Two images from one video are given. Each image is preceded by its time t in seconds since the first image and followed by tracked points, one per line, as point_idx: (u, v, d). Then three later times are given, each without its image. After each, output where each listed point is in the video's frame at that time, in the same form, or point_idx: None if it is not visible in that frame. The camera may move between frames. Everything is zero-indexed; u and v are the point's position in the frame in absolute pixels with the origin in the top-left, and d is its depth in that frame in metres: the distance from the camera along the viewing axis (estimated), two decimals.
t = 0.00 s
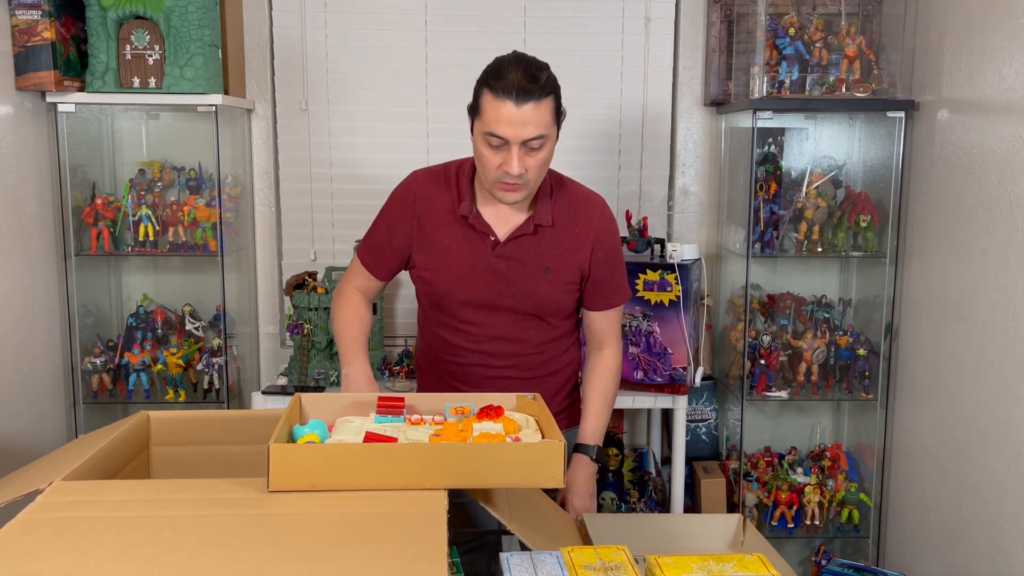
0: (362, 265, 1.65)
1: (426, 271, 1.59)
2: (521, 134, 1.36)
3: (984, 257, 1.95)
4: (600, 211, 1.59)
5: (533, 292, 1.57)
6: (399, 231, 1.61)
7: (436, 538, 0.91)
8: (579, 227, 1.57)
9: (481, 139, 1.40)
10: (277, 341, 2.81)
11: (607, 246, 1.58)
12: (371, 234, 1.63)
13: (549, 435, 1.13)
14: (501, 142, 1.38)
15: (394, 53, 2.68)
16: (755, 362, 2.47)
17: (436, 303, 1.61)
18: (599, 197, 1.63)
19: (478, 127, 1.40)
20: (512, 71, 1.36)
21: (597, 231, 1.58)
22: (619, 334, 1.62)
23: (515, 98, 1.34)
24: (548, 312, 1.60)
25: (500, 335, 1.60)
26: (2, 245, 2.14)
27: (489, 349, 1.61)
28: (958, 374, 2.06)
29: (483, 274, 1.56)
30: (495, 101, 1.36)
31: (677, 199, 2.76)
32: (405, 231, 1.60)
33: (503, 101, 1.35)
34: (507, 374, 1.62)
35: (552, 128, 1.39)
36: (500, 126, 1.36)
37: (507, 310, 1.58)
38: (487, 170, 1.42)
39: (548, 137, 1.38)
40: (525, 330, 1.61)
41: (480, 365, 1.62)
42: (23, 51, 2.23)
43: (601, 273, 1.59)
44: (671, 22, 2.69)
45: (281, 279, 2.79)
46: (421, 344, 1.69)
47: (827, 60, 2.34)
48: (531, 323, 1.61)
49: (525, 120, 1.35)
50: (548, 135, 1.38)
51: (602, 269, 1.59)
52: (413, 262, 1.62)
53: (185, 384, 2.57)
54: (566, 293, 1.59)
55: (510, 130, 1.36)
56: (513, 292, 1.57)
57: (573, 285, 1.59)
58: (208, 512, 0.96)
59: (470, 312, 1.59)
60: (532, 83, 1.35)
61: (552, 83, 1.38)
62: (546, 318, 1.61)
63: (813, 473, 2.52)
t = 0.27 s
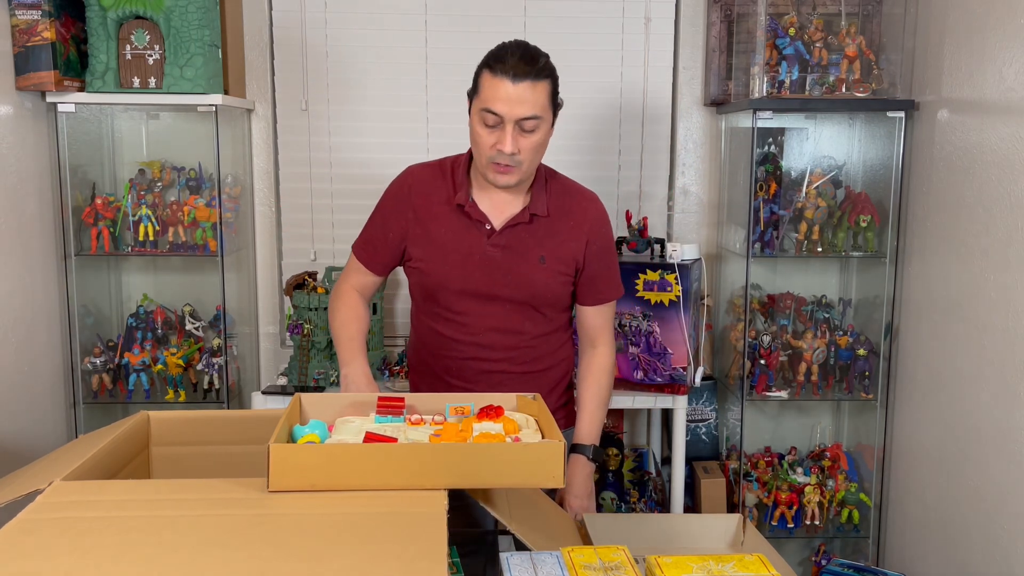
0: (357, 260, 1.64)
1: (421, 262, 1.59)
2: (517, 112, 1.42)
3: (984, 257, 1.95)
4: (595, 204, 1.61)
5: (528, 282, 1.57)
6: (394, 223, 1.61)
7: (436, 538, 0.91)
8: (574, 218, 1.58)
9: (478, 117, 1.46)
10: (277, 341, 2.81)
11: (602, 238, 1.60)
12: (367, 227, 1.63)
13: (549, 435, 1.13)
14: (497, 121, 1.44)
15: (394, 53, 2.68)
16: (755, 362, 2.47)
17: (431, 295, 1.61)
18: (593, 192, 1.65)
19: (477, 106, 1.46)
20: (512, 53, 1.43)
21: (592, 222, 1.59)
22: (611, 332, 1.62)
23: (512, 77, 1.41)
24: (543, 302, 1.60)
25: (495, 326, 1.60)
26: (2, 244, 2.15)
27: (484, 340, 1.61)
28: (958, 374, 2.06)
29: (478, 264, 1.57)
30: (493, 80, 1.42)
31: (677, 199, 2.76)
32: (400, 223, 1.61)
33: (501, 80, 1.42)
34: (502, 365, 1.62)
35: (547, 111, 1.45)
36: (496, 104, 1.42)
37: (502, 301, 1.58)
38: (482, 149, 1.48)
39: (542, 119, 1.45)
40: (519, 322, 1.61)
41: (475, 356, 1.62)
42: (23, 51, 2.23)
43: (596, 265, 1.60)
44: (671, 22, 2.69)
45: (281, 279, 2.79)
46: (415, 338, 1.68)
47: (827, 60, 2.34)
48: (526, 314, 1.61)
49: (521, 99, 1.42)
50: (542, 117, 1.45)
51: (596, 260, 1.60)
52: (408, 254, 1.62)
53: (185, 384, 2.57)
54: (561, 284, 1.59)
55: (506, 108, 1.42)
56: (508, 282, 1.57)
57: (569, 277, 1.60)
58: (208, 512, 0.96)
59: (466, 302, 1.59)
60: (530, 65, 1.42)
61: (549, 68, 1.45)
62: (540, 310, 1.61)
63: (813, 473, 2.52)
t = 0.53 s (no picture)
0: (354, 261, 1.65)
1: (417, 258, 1.60)
2: (498, 102, 1.46)
3: (984, 257, 1.95)
4: (586, 193, 1.63)
5: (525, 271, 1.58)
6: (389, 221, 1.62)
7: (436, 538, 0.91)
8: (567, 207, 1.60)
9: (462, 109, 1.50)
10: (278, 341, 2.81)
11: (594, 226, 1.62)
12: (363, 228, 1.64)
13: (549, 435, 1.13)
14: (480, 111, 1.48)
15: (394, 53, 2.67)
16: (754, 362, 2.47)
17: (428, 291, 1.61)
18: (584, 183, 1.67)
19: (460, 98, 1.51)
20: (492, 45, 1.47)
21: (584, 210, 1.61)
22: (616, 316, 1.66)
23: (493, 68, 1.45)
24: (541, 293, 1.60)
25: (493, 318, 1.60)
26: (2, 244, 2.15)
27: (483, 333, 1.61)
28: (959, 374, 2.06)
29: (474, 256, 1.57)
30: (474, 72, 1.47)
31: (677, 199, 2.76)
32: (394, 221, 1.62)
33: (482, 71, 1.46)
34: (502, 358, 1.62)
35: (529, 100, 1.49)
36: (478, 95, 1.46)
37: (499, 293, 1.59)
38: (466, 142, 1.51)
39: (524, 108, 1.48)
40: (517, 314, 1.61)
41: (475, 350, 1.62)
42: (23, 51, 2.24)
43: (591, 252, 1.62)
44: (671, 22, 2.69)
45: (281, 279, 2.79)
46: (413, 338, 1.68)
47: (827, 60, 2.34)
48: (524, 306, 1.61)
49: (502, 89, 1.46)
50: (524, 105, 1.48)
51: (591, 247, 1.62)
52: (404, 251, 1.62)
53: (185, 384, 2.57)
54: (558, 273, 1.60)
55: (488, 97, 1.46)
56: (505, 273, 1.58)
57: (564, 266, 1.61)
58: (208, 512, 0.96)
59: (463, 296, 1.59)
60: (510, 56, 1.47)
61: (530, 59, 1.49)
62: (539, 300, 1.61)
63: (813, 473, 2.52)
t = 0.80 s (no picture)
0: (355, 264, 1.66)
1: (417, 256, 1.60)
2: (487, 94, 1.49)
3: (985, 257, 1.95)
4: (581, 185, 1.65)
5: (524, 264, 1.58)
6: (387, 220, 1.63)
7: (435, 538, 0.91)
8: (563, 199, 1.62)
9: (453, 104, 1.54)
10: (277, 341, 2.80)
11: (591, 217, 1.63)
12: (362, 230, 1.66)
13: (549, 435, 1.13)
14: (470, 104, 1.51)
15: (394, 53, 2.68)
16: (755, 361, 2.47)
17: (428, 289, 1.61)
18: (578, 177, 1.68)
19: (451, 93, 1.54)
20: (479, 40, 1.51)
21: (580, 201, 1.63)
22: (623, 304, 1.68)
23: (481, 61, 1.49)
24: (541, 285, 1.60)
25: (495, 313, 1.60)
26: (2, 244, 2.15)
27: (484, 329, 1.60)
28: (959, 374, 2.05)
29: (473, 250, 1.58)
30: (463, 66, 1.50)
31: (677, 199, 2.76)
32: (393, 220, 1.63)
33: (471, 65, 1.50)
34: (504, 353, 1.62)
35: (518, 91, 1.53)
36: (468, 88, 1.50)
37: (500, 286, 1.59)
38: (459, 136, 1.54)
39: (514, 99, 1.52)
40: (519, 308, 1.61)
41: (476, 347, 1.61)
42: (23, 51, 2.24)
43: (589, 242, 1.63)
44: (671, 22, 2.69)
45: (281, 279, 2.79)
46: (415, 338, 1.68)
47: (827, 60, 2.34)
48: (525, 300, 1.61)
49: (491, 81, 1.49)
50: (514, 96, 1.52)
51: (589, 238, 1.63)
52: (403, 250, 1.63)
53: (185, 384, 2.57)
54: (557, 265, 1.60)
55: (477, 90, 1.49)
56: (504, 266, 1.58)
57: (563, 258, 1.62)
58: (208, 512, 0.96)
59: (463, 292, 1.59)
60: (498, 48, 1.50)
61: (518, 51, 1.53)
62: (539, 294, 1.61)
63: (814, 473, 2.52)
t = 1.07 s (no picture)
0: (355, 264, 1.66)
1: (416, 255, 1.60)
2: (485, 93, 1.50)
3: (984, 257, 1.95)
4: (580, 184, 1.65)
5: (523, 263, 1.58)
6: (387, 220, 1.63)
7: (435, 538, 0.91)
8: (562, 199, 1.62)
9: (451, 104, 1.54)
10: (277, 341, 2.80)
11: (590, 216, 1.63)
12: (362, 231, 1.66)
13: (549, 435, 1.13)
14: (468, 104, 1.52)
15: (394, 53, 2.68)
16: (755, 362, 2.47)
17: (427, 288, 1.61)
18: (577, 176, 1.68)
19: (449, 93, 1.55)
20: (476, 39, 1.52)
21: (579, 200, 1.63)
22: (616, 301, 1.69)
23: (478, 60, 1.49)
24: (540, 285, 1.60)
25: (494, 313, 1.60)
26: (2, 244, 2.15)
27: (484, 328, 1.60)
28: (959, 374, 2.06)
29: (472, 249, 1.58)
30: (461, 66, 1.51)
31: (677, 199, 2.76)
32: (393, 219, 1.63)
33: (469, 64, 1.50)
34: (504, 353, 1.62)
35: (516, 91, 1.53)
36: (466, 87, 1.51)
37: (499, 286, 1.59)
38: (458, 136, 1.55)
39: (511, 98, 1.52)
40: (519, 308, 1.61)
41: (476, 346, 1.61)
42: (23, 51, 2.24)
43: (588, 242, 1.63)
44: (671, 22, 2.69)
45: (281, 279, 2.79)
46: (415, 338, 1.68)
47: (827, 60, 2.34)
48: (524, 300, 1.61)
49: (489, 80, 1.50)
50: (511, 96, 1.52)
51: (588, 237, 1.63)
52: (402, 249, 1.63)
53: (185, 384, 2.57)
54: (556, 264, 1.60)
55: (475, 89, 1.50)
56: (504, 266, 1.58)
57: (563, 258, 1.61)
58: (208, 512, 0.96)
59: (463, 291, 1.59)
60: (495, 48, 1.51)
61: (516, 50, 1.53)
62: (539, 293, 1.61)
63: (813, 473, 2.52)
